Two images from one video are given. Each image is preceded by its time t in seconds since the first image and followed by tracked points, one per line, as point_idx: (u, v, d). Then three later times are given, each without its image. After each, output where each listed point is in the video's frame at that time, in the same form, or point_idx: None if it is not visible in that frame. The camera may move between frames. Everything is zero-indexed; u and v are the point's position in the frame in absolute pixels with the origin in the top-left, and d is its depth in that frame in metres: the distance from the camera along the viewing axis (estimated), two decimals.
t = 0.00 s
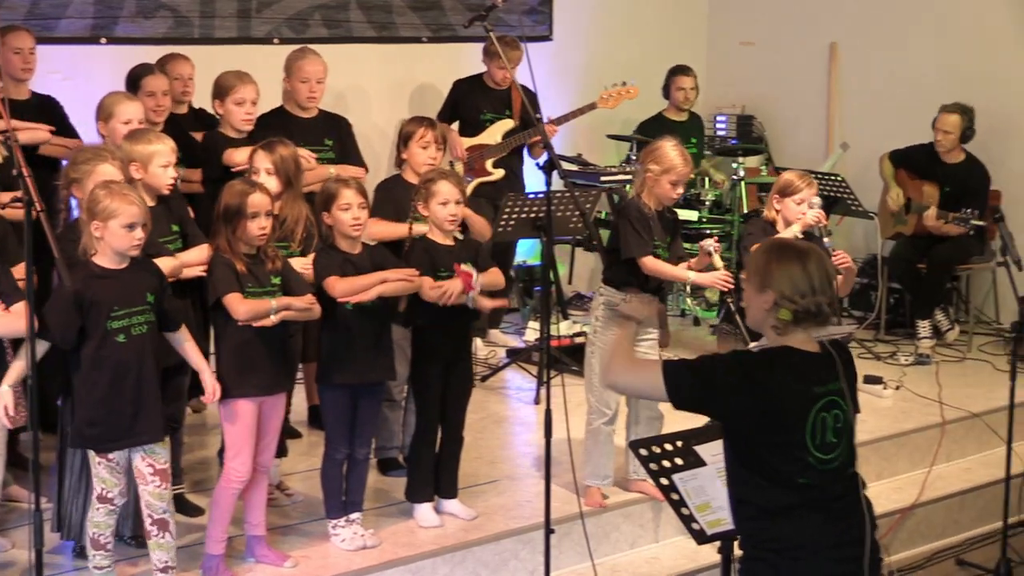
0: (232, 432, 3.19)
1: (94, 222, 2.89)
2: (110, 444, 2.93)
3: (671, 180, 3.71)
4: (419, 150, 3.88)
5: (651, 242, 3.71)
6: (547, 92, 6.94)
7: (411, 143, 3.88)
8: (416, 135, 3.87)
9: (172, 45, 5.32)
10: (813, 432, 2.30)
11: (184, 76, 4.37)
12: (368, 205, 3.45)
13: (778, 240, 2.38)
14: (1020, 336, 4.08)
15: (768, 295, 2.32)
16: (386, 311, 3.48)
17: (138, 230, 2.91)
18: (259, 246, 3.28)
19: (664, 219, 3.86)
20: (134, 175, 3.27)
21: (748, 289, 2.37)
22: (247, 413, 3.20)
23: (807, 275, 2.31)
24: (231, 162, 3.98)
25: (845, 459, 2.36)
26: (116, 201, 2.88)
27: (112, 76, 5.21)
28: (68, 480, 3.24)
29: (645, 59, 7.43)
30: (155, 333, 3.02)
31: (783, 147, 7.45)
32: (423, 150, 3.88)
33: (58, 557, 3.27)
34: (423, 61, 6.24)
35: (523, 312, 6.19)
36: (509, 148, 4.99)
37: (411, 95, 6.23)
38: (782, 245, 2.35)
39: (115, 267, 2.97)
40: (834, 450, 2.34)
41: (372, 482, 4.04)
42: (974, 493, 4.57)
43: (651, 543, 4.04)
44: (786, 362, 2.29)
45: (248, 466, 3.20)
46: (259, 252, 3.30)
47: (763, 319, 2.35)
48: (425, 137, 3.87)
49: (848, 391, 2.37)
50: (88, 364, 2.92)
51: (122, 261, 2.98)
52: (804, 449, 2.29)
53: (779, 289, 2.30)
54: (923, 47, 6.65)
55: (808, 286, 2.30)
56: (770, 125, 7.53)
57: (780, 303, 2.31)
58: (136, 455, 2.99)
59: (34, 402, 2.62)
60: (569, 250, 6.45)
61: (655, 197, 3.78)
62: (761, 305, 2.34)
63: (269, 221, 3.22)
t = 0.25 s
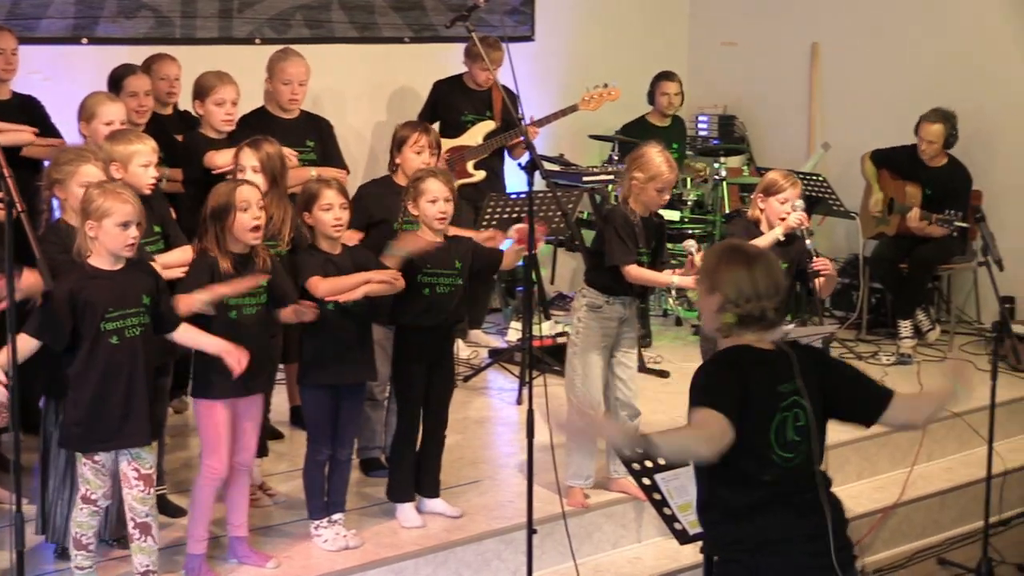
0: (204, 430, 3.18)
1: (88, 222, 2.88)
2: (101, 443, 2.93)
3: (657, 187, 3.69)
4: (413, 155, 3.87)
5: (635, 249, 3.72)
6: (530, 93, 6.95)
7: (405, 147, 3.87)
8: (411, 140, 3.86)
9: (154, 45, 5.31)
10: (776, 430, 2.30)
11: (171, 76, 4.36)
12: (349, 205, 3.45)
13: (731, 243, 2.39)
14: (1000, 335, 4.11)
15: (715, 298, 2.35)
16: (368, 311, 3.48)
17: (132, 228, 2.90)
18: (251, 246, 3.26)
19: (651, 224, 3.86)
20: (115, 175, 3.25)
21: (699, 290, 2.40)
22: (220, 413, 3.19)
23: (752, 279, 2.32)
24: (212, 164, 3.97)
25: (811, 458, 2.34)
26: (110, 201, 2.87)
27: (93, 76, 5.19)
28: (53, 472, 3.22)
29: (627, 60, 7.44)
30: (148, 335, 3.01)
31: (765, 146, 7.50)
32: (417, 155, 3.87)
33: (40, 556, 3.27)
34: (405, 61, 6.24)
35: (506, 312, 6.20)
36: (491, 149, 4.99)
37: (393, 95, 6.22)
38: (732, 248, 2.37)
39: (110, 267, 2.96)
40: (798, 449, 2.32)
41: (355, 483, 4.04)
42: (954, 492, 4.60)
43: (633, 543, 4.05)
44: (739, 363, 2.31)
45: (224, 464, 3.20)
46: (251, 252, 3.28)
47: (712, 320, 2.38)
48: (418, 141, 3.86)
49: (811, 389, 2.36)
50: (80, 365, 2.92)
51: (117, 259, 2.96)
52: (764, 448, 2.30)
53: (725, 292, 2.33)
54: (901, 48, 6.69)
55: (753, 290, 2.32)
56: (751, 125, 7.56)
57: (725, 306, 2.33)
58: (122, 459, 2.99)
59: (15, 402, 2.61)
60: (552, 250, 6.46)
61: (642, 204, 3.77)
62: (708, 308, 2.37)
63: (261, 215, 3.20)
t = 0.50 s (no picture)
0: (178, 427, 3.17)
1: (98, 223, 2.87)
2: (97, 447, 2.93)
3: (643, 193, 3.70)
4: (401, 158, 3.85)
5: (622, 253, 3.72)
6: (515, 94, 6.96)
7: (393, 150, 3.84)
8: (398, 142, 3.83)
9: (138, 46, 5.29)
10: (753, 428, 2.31)
11: (155, 77, 4.35)
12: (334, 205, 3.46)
13: (703, 248, 2.43)
14: (984, 335, 4.13)
15: (687, 300, 2.38)
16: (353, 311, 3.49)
17: (141, 229, 2.90)
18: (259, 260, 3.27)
19: (641, 231, 3.84)
20: (100, 175, 3.25)
21: (672, 294, 2.43)
22: (193, 412, 3.18)
23: (724, 281, 2.35)
24: (198, 166, 3.94)
25: (788, 455, 2.36)
26: (117, 202, 2.88)
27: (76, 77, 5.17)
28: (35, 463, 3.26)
29: (612, 60, 7.46)
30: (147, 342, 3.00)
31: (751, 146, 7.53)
32: (405, 157, 3.84)
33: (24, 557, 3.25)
34: (391, 61, 6.24)
35: (491, 313, 6.20)
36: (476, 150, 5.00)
37: (378, 95, 6.22)
38: (704, 252, 2.40)
39: (116, 271, 2.94)
40: (775, 447, 2.34)
41: (340, 484, 4.03)
42: (939, 492, 4.63)
43: (619, 543, 4.06)
44: (712, 364, 2.32)
45: (199, 460, 3.20)
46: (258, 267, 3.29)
47: (684, 323, 2.41)
48: (405, 144, 3.83)
49: (784, 386, 2.37)
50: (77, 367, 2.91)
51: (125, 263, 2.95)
52: (744, 447, 2.30)
53: (696, 295, 2.36)
54: (885, 48, 6.73)
55: (725, 292, 2.34)
56: (736, 125, 7.59)
57: (697, 308, 2.36)
58: (110, 461, 2.98)
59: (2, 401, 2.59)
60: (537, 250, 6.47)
61: (630, 209, 3.78)
62: (681, 310, 2.40)
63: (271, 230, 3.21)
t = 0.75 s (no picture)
0: (173, 430, 3.16)
1: (91, 221, 2.86)
2: (93, 446, 2.92)
3: (614, 190, 3.69)
4: (383, 153, 3.86)
5: (609, 255, 3.73)
6: (502, 94, 6.96)
7: (375, 145, 3.84)
8: (380, 137, 3.83)
9: (126, 46, 5.28)
10: (750, 428, 2.32)
11: (139, 77, 4.34)
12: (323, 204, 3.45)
13: (701, 244, 2.42)
14: (971, 334, 4.15)
15: (689, 297, 2.36)
16: (342, 311, 3.49)
17: (136, 225, 2.89)
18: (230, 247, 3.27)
19: (626, 231, 3.85)
20: (88, 176, 3.24)
21: (671, 292, 2.41)
22: (189, 414, 3.17)
23: (726, 276, 2.35)
24: (185, 167, 3.95)
25: (783, 455, 2.39)
26: (110, 199, 2.88)
27: (63, 77, 5.15)
28: (21, 456, 3.25)
29: (599, 60, 7.46)
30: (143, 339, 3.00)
31: (738, 146, 7.56)
32: (387, 152, 3.85)
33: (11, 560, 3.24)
34: (378, 62, 6.23)
35: (479, 313, 6.21)
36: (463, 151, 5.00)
37: (366, 95, 6.22)
38: (703, 248, 2.39)
39: (110, 269, 2.92)
40: (771, 446, 2.36)
41: (328, 484, 4.03)
42: (926, 492, 4.65)
43: (606, 543, 4.06)
44: (715, 363, 2.32)
45: (192, 466, 3.19)
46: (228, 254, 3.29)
47: (686, 321, 2.39)
48: (388, 139, 3.83)
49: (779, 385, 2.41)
50: (73, 368, 2.90)
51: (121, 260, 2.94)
52: (742, 447, 2.31)
53: (700, 291, 2.34)
54: (871, 49, 6.76)
55: (727, 287, 2.34)
56: (723, 126, 7.62)
57: (700, 304, 2.34)
58: (104, 464, 2.97)
59: None
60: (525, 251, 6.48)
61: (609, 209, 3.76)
62: (683, 307, 2.38)
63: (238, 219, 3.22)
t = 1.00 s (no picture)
0: (173, 432, 3.17)
1: (58, 223, 2.87)
2: (79, 448, 2.92)
3: (596, 189, 3.72)
4: (367, 151, 3.88)
5: (598, 250, 3.73)
6: (487, 93, 6.96)
7: (358, 144, 3.88)
8: (362, 136, 3.87)
9: (111, 46, 5.27)
10: (753, 429, 2.32)
11: (121, 78, 4.32)
12: (314, 206, 3.45)
13: (715, 245, 2.42)
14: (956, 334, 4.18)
15: (707, 299, 2.35)
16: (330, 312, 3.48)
17: (102, 227, 2.89)
18: (201, 250, 3.25)
19: (609, 223, 3.84)
20: (79, 176, 3.23)
21: (687, 294, 2.40)
22: (189, 416, 3.18)
23: (744, 277, 2.34)
24: (171, 168, 3.94)
25: (782, 457, 2.39)
26: (77, 201, 2.86)
27: (48, 78, 5.13)
28: (5, 458, 3.24)
29: (584, 59, 7.47)
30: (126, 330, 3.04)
31: (724, 146, 7.58)
32: (370, 151, 3.88)
33: None
34: (364, 62, 6.22)
35: (466, 313, 6.21)
36: (448, 151, 4.99)
37: (352, 95, 6.21)
38: (718, 248, 2.39)
39: (83, 267, 2.93)
40: (773, 446, 2.36)
41: (314, 485, 4.03)
42: (912, 491, 4.67)
43: (593, 543, 4.07)
44: (724, 362, 2.31)
45: (188, 470, 3.18)
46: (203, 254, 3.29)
47: (703, 324, 2.38)
48: (370, 138, 3.87)
49: (783, 387, 2.41)
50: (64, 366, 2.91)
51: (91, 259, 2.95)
52: (743, 448, 2.31)
53: (718, 293, 2.33)
54: (857, 50, 6.79)
55: (746, 289, 2.33)
56: (710, 126, 7.64)
57: (720, 306, 2.33)
58: (100, 466, 2.98)
59: None
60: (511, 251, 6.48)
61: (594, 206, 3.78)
62: (701, 310, 2.37)
63: (213, 223, 3.21)
